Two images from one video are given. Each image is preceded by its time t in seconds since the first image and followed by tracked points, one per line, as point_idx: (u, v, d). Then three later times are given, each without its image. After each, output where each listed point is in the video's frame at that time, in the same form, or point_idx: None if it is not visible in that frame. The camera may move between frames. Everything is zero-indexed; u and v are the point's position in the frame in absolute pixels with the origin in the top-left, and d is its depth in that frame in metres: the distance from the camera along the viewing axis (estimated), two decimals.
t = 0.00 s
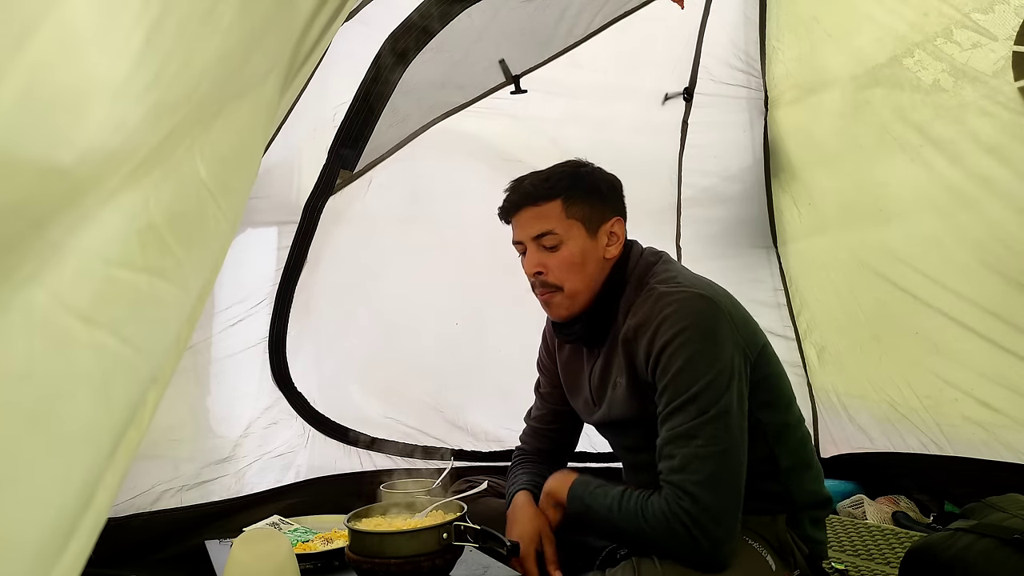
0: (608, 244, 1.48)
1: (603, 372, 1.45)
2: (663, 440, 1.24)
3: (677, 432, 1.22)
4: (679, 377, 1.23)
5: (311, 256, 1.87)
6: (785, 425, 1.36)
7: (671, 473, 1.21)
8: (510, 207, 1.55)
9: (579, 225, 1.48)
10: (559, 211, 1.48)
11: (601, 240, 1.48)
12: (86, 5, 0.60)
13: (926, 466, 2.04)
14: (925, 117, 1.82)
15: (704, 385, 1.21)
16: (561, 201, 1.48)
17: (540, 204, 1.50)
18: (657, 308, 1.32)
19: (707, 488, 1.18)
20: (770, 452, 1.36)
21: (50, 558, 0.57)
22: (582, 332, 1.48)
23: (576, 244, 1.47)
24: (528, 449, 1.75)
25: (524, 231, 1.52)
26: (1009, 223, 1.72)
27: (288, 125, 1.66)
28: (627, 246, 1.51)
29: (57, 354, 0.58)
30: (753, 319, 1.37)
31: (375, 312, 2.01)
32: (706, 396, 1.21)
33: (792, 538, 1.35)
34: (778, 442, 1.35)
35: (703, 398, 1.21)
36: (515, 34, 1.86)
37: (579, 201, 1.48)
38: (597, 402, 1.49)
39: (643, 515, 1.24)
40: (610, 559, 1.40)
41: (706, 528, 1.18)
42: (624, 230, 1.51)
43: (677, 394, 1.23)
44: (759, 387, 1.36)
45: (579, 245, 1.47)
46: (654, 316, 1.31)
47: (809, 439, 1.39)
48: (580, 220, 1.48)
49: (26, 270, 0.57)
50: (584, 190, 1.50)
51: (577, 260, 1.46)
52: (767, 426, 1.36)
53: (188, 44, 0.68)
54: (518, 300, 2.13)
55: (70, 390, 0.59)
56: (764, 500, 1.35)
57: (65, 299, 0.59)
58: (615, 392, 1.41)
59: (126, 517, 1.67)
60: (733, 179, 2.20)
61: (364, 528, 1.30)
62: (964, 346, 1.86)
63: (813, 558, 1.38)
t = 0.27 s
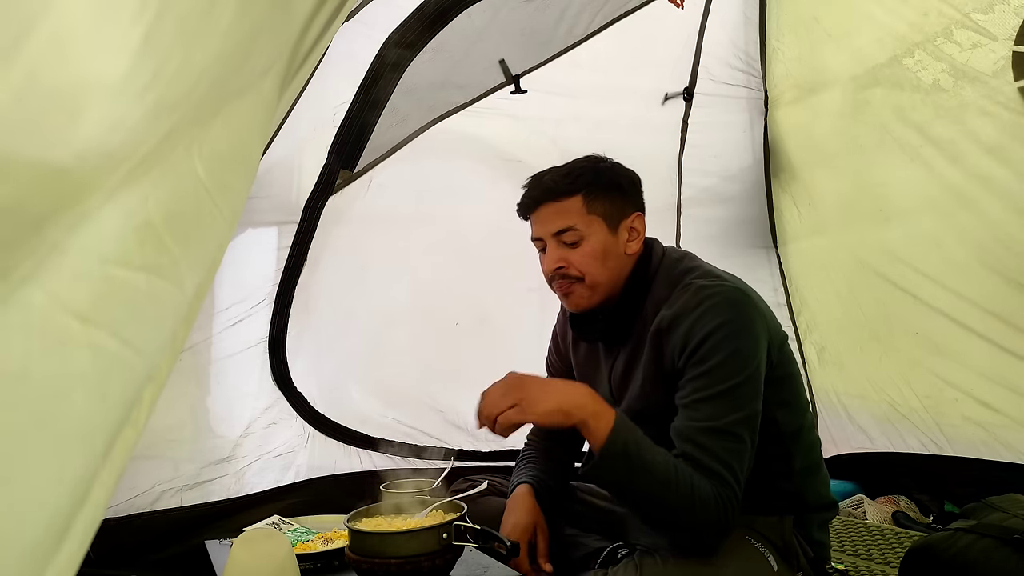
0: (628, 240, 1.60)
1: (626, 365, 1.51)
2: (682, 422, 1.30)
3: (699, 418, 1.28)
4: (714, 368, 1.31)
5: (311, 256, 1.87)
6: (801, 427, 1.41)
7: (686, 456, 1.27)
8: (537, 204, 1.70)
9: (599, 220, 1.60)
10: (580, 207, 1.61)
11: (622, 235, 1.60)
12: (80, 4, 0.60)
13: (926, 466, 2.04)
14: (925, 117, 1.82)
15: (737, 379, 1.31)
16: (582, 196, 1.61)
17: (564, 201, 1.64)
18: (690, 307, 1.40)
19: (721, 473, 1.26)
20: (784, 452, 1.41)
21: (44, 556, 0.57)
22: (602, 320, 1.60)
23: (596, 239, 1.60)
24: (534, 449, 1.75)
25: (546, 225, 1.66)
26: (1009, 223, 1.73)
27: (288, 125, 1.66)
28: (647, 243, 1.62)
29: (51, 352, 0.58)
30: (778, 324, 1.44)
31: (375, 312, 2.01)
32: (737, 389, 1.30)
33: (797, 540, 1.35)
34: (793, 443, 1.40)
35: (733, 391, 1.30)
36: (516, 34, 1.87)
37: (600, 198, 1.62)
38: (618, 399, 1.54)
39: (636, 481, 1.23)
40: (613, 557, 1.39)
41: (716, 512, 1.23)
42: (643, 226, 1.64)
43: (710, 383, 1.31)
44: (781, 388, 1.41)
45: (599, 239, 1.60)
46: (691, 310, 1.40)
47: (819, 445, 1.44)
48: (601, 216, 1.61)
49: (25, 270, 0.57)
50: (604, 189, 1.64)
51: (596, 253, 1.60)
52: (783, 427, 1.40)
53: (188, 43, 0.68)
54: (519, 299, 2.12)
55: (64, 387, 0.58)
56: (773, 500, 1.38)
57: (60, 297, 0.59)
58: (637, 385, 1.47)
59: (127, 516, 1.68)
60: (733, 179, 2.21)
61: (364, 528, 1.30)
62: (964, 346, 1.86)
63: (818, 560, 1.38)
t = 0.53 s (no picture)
0: (634, 247, 1.43)
1: (631, 372, 1.44)
2: (684, 440, 1.21)
3: (703, 439, 1.19)
4: (722, 386, 1.22)
5: (311, 256, 1.87)
6: (807, 436, 1.38)
7: (686, 477, 1.18)
8: (533, 207, 1.45)
9: (605, 229, 1.40)
10: (585, 214, 1.40)
11: (628, 243, 1.43)
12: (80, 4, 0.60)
13: (926, 466, 2.04)
14: (925, 117, 1.82)
15: (746, 398, 1.21)
16: (587, 203, 1.40)
17: (564, 207, 1.41)
18: (702, 315, 1.31)
19: (723, 500, 1.16)
20: (792, 461, 1.37)
21: (43, 556, 0.57)
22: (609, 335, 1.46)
23: (602, 249, 1.41)
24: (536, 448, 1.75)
25: (546, 233, 1.43)
26: (1009, 223, 1.73)
27: (288, 125, 1.66)
28: (656, 250, 1.47)
29: (52, 351, 0.58)
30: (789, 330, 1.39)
31: (374, 312, 2.01)
32: (746, 410, 1.21)
33: (800, 543, 1.31)
34: (800, 453, 1.37)
35: (742, 412, 1.21)
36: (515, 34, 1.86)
37: (605, 203, 1.41)
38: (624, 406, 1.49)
39: (632, 508, 1.12)
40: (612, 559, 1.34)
41: (712, 541, 1.14)
42: (651, 231, 1.46)
43: (716, 402, 1.21)
44: (788, 399, 1.37)
45: (605, 249, 1.40)
46: (701, 321, 1.30)
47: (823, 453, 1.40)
48: (607, 224, 1.40)
49: (21, 269, 0.56)
50: (610, 189, 1.42)
51: (603, 265, 1.41)
52: (791, 436, 1.36)
53: (187, 43, 0.68)
54: (519, 300, 2.14)
55: (64, 388, 0.58)
56: (772, 506, 1.37)
57: (61, 298, 0.59)
58: (645, 394, 1.40)
59: (126, 517, 1.68)
60: (734, 179, 2.20)
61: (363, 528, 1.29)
62: (964, 346, 1.86)
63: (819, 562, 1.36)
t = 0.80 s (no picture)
0: (624, 254, 1.43)
1: (630, 376, 1.44)
2: (682, 444, 1.21)
3: (701, 442, 1.19)
4: (720, 389, 1.22)
5: (311, 256, 1.87)
6: (807, 438, 1.38)
7: (684, 481, 1.18)
8: (519, 218, 1.44)
9: (593, 238, 1.40)
10: (573, 224, 1.39)
11: (618, 250, 1.43)
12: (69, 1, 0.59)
13: (926, 466, 2.04)
14: (925, 117, 1.82)
15: (744, 401, 1.21)
16: (574, 213, 1.39)
17: (551, 217, 1.40)
18: (699, 318, 1.30)
19: (721, 504, 1.16)
20: (791, 463, 1.37)
21: (43, 556, 0.57)
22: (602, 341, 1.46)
23: (591, 258, 1.40)
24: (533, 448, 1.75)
25: (534, 244, 1.42)
26: (1010, 223, 1.72)
27: (288, 125, 1.66)
28: (645, 254, 1.46)
29: (50, 348, 0.58)
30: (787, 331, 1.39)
31: (374, 312, 2.01)
32: (744, 414, 1.21)
33: (799, 544, 1.31)
34: (799, 454, 1.37)
35: (740, 415, 1.20)
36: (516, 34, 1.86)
37: (593, 212, 1.40)
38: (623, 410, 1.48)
39: (619, 509, 1.14)
40: (611, 560, 1.33)
41: (711, 544, 1.14)
42: (639, 237, 1.46)
43: (713, 405, 1.21)
44: (787, 400, 1.37)
45: (594, 258, 1.40)
46: (698, 323, 1.30)
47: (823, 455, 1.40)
48: (595, 232, 1.40)
49: (16, 268, 0.57)
50: (597, 198, 1.41)
51: (593, 273, 1.40)
52: (790, 438, 1.36)
53: (184, 41, 0.68)
54: (519, 300, 2.14)
55: (62, 386, 0.59)
56: (771, 508, 1.37)
57: (58, 297, 0.59)
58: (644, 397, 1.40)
59: (126, 517, 1.67)
60: (734, 179, 2.20)
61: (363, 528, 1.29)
62: (965, 347, 1.86)
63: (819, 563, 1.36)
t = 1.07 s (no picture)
0: (632, 249, 1.43)
1: (638, 374, 1.44)
2: (690, 443, 1.20)
3: (708, 441, 1.19)
4: (728, 386, 1.21)
5: (311, 256, 1.87)
6: (813, 439, 1.37)
7: (691, 479, 1.18)
8: (527, 213, 1.45)
9: (600, 232, 1.40)
10: (579, 218, 1.39)
11: (625, 245, 1.42)
12: (75, 6, 0.59)
13: (926, 466, 2.04)
14: (925, 117, 1.82)
15: (752, 399, 1.20)
16: (581, 207, 1.39)
17: (559, 211, 1.40)
18: (708, 315, 1.30)
19: (728, 503, 1.15)
20: (797, 464, 1.36)
21: (49, 558, 0.57)
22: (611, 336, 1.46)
23: (598, 252, 1.40)
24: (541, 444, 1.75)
25: (542, 238, 1.43)
26: (1009, 223, 1.73)
27: (288, 125, 1.66)
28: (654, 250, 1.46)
29: (55, 351, 0.58)
30: (795, 330, 1.39)
31: (374, 311, 2.01)
32: (751, 412, 1.20)
33: (802, 545, 1.31)
34: (806, 455, 1.36)
35: (747, 414, 1.20)
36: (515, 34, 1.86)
37: (600, 206, 1.40)
38: (630, 407, 1.49)
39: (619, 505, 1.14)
40: (612, 560, 1.32)
41: (716, 544, 1.14)
42: (648, 233, 1.45)
43: (721, 402, 1.21)
44: (794, 400, 1.37)
45: (601, 252, 1.40)
46: (706, 320, 1.30)
47: (828, 457, 1.40)
48: (602, 226, 1.40)
49: (23, 272, 0.56)
50: (604, 193, 1.41)
51: (599, 267, 1.40)
52: (797, 438, 1.36)
53: (188, 43, 0.68)
54: (520, 300, 2.14)
55: (67, 388, 0.58)
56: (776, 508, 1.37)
57: (63, 300, 0.59)
58: (651, 395, 1.40)
59: (127, 516, 1.68)
60: (734, 179, 2.20)
61: (363, 528, 1.29)
62: (964, 347, 1.86)
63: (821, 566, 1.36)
